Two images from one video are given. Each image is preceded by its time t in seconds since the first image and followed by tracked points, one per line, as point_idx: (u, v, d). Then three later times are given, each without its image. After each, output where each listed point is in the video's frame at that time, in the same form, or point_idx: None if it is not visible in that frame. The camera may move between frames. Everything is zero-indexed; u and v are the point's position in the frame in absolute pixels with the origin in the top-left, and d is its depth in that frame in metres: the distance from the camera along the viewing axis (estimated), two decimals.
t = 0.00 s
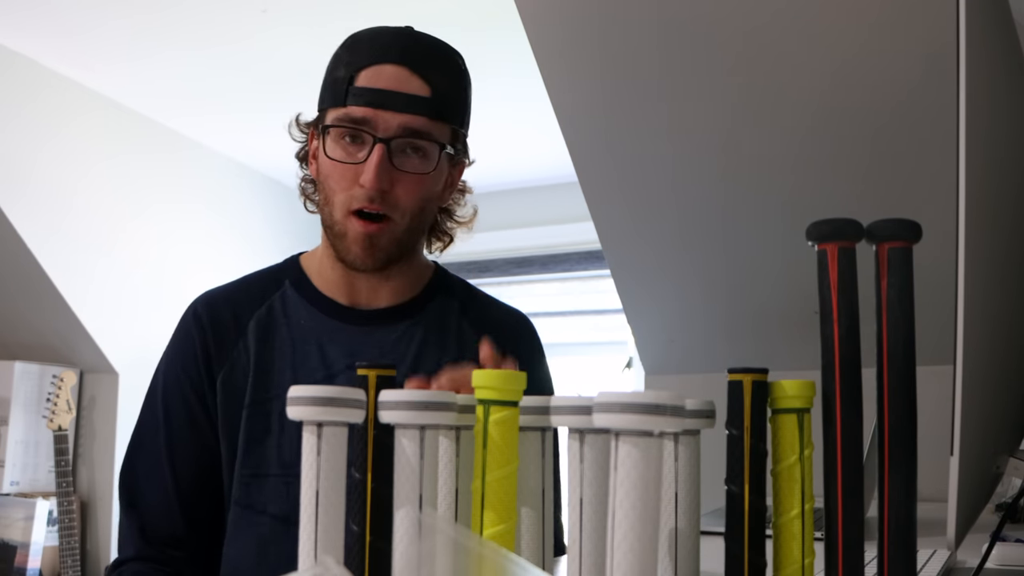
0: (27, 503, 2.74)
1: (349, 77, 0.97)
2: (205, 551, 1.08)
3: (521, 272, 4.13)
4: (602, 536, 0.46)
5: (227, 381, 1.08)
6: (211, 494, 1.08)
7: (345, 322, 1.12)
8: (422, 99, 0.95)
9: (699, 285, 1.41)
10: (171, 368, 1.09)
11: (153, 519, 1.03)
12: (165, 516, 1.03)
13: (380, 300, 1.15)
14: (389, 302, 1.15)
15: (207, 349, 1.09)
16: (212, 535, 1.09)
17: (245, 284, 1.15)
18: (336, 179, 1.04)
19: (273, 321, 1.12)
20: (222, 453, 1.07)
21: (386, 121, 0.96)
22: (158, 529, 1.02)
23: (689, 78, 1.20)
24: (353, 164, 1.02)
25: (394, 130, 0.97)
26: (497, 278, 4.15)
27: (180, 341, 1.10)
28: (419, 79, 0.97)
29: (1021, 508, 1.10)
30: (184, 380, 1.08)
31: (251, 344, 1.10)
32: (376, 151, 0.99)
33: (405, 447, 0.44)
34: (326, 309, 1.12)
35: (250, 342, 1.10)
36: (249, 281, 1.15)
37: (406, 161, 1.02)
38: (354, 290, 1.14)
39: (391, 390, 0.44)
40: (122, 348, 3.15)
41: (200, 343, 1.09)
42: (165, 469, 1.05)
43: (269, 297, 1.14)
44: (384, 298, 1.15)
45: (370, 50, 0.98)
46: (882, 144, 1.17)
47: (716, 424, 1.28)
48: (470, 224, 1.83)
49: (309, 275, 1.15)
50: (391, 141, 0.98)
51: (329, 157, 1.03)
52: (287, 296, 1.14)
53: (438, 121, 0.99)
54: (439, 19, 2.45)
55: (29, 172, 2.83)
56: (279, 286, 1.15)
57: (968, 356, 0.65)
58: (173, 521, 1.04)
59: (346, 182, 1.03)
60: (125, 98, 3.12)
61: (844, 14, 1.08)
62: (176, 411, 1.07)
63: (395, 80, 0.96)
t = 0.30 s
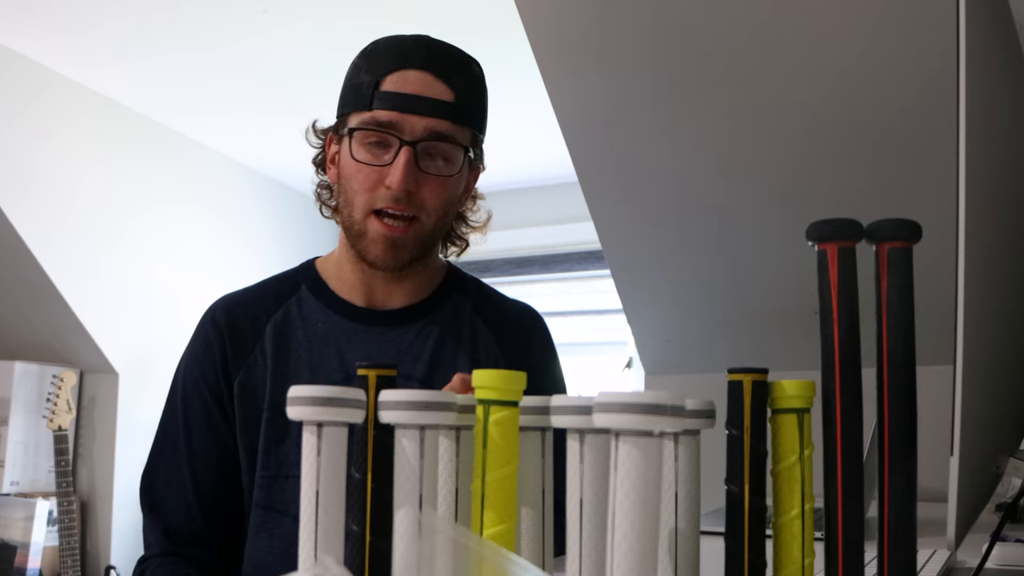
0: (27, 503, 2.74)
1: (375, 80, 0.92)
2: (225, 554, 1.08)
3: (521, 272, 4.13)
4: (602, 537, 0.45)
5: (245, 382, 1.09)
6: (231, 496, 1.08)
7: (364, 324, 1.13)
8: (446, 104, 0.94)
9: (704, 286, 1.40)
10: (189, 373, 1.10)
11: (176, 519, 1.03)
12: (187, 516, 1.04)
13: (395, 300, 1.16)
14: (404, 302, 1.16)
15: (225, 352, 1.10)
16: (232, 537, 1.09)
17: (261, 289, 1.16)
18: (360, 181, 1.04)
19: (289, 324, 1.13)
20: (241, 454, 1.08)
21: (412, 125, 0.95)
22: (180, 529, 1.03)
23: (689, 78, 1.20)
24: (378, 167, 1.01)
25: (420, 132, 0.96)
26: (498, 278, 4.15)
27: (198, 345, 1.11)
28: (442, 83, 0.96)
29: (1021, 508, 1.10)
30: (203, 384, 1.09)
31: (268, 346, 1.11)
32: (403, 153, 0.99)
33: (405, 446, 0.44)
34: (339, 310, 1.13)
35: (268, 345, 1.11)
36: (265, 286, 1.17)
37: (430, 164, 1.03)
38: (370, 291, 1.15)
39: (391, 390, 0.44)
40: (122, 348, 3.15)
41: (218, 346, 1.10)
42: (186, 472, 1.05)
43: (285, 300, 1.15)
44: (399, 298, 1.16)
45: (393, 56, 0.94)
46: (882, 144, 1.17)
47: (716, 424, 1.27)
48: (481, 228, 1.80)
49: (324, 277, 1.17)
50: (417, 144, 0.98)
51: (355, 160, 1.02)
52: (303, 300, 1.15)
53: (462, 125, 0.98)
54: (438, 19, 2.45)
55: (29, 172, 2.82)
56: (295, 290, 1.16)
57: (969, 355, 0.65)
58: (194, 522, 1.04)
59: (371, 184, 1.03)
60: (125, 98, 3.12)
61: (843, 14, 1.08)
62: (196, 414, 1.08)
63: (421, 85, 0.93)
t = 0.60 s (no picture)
0: (27, 503, 2.74)
1: (348, 100, 1.01)
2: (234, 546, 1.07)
3: (521, 272, 4.14)
4: (603, 537, 0.45)
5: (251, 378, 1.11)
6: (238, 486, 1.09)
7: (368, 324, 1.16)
8: (422, 104, 1.03)
9: (704, 287, 1.40)
10: (194, 368, 1.12)
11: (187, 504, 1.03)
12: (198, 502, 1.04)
13: (403, 301, 1.18)
14: (410, 303, 1.19)
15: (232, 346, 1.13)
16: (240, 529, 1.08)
17: (266, 291, 1.20)
18: (361, 202, 1.05)
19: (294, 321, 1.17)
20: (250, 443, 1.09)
21: (396, 134, 1.02)
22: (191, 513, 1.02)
23: (689, 78, 1.20)
24: (374, 183, 1.04)
25: (405, 139, 1.03)
26: (498, 278, 4.16)
27: (205, 341, 1.14)
28: (413, 86, 1.04)
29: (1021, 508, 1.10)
30: (209, 379, 1.11)
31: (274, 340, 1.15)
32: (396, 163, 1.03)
33: (405, 446, 0.44)
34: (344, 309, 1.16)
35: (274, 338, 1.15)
36: (269, 287, 1.20)
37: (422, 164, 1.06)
38: (375, 292, 1.17)
39: (390, 390, 0.44)
40: (121, 348, 3.15)
41: (225, 340, 1.13)
42: (191, 464, 1.05)
43: (291, 300, 1.19)
44: (406, 299, 1.18)
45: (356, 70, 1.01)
46: (881, 144, 1.17)
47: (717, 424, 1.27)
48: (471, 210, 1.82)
49: (328, 281, 1.19)
50: (406, 152, 1.03)
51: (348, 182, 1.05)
52: (307, 299, 1.19)
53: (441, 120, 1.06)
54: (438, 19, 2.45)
55: (29, 172, 2.82)
56: (300, 291, 1.20)
57: (968, 355, 0.65)
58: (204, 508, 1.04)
59: (372, 200, 1.05)
60: (125, 98, 3.12)
61: (842, 14, 1.08)
62: (202, 407, 1.09)
63: (393, 93, 1.02)
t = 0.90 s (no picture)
0: (27, 503, 2.74)
1: (355, 98, 1.01)
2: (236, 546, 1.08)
3: (521, 272, 4.14)
4: (602, 537, 0.45)
5: (254, 381, 1.11)
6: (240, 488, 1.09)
7: (371, 327, 1.16)
8: (429, 104, 1.03)
9: (704, 287, 1.40)
10: (197, 367, 1.12)
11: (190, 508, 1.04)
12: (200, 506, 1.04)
13: (407, 304, 1.18)
14: (414, 306, 1.19)
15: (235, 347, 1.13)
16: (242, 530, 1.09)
17: (269, 290, 1.19)
18: (365, 199, 1.06)
19: (297, 322, 1.16)
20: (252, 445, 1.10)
21: (403, 134, 1.02)
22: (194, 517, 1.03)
23: (689, 78, 1.20)
24: (379, 181, 1.05)
25: (412, 139, 1.03)
26: (498, 278, 4.16)
27: (208, 341, 1.13)
28: (421, 86, 1.04)
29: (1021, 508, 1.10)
30: (211, 379, 1.11)
31: (277, 343, 1.14)
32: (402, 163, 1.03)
33: (405, 446, 0.44)
34: (346, 311, 1.16)
35: (277, 340, 1.14)
36: (272, 287, 1.20)
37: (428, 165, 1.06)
38: (378, 294, 1.17)
39: (390, 390, 0.44)
40: (121, 348, 3.15)
41: (227, 341, 1.13)
42: (193, 466, 1.06)
43: (294, 301, 1.18)
44: (409, 301, 1.18)
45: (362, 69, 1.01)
46: (881, 144, 1.17)
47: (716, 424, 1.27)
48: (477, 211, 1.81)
49: (332, 282, 1.19)
50: (412, 151, 1.03)
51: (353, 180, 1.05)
52: (310, 301, 1.18)
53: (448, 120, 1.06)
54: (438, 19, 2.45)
55: (29, 172, 2.82)
56: (302, 292, 1.19)
57: (968, 356, 0.65)
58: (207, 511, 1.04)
59: (377, 199, 1.06)
60: (125, 98, 3.12)
61: (842, 14, 1.08)
62: (204, 408, 1.09)
63: (400, 92, 1.02)
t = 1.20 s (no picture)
0: (27, 503, 2.74)
1: (368, 89, 0.99)
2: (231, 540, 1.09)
3: (522, 272, 4.13)
4: (603, 538, 0.45)
5: (255, 381, 1.11)
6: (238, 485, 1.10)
7: (374, 327, 1.15)
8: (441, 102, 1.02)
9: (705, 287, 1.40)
10: (199, 365, 1.12)
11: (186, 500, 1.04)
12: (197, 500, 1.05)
13: (408, 303, 1.18)
14: (416, 305, 1.19)
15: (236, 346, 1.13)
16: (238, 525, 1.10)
17: (274, 291, 1.19)
18: (368, 190, 1.06)
19: (300, 324, 1.16)
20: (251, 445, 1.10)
21: (412, 129, 1.01)
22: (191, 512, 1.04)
23: (689, 77, 1.20)
24: (384, 173, 1.05)
25: (420, 134, 1.02)
26: (498, 278, 4.15)
27: (210, 339, 1.13)
28: (434, 83, 1.03)
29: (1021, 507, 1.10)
30: (213, 378, 1.11)
31: (278, 345, 1.14)
32: (408, 156, 1.03)
33: (405, 446, 0.44)
34: (350, 312, 1.16)
35: (278, 340, 1.14)
36: (276, 288, 1.20)
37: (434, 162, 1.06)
38: (381, 293, 1.17)
39: (391, 390, 0.44)
40: (121, 348, 3.15)
41: (229, 340, 1.13)
42: (194, 464, 1.06)
43: (298, 302, 1.18)
44: (411, 300, 1.18)
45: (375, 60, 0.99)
46: (882, 143, 1.17)
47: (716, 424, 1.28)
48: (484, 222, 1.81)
49: (335, 283, 1.19)
50: (419, 145, 1.03)
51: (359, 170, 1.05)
52: (314, 302, 1.18)
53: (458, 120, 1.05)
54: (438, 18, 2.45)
55: (28, 171, 2.82)
56: (306, 293, 1.19)
57: (968, 356, 0.65)
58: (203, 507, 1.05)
59: (379, 190, 1.06)
60: (125, 98, 3.12)
61: (842, 13, 1.08)
62: (205, 406, 1.09)
63: (413, 87, 1.00)
